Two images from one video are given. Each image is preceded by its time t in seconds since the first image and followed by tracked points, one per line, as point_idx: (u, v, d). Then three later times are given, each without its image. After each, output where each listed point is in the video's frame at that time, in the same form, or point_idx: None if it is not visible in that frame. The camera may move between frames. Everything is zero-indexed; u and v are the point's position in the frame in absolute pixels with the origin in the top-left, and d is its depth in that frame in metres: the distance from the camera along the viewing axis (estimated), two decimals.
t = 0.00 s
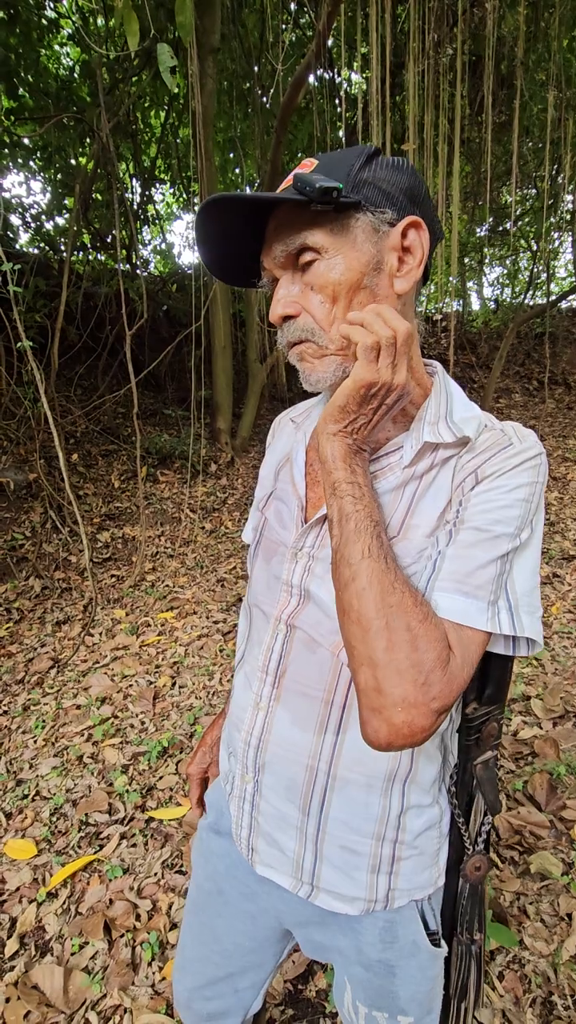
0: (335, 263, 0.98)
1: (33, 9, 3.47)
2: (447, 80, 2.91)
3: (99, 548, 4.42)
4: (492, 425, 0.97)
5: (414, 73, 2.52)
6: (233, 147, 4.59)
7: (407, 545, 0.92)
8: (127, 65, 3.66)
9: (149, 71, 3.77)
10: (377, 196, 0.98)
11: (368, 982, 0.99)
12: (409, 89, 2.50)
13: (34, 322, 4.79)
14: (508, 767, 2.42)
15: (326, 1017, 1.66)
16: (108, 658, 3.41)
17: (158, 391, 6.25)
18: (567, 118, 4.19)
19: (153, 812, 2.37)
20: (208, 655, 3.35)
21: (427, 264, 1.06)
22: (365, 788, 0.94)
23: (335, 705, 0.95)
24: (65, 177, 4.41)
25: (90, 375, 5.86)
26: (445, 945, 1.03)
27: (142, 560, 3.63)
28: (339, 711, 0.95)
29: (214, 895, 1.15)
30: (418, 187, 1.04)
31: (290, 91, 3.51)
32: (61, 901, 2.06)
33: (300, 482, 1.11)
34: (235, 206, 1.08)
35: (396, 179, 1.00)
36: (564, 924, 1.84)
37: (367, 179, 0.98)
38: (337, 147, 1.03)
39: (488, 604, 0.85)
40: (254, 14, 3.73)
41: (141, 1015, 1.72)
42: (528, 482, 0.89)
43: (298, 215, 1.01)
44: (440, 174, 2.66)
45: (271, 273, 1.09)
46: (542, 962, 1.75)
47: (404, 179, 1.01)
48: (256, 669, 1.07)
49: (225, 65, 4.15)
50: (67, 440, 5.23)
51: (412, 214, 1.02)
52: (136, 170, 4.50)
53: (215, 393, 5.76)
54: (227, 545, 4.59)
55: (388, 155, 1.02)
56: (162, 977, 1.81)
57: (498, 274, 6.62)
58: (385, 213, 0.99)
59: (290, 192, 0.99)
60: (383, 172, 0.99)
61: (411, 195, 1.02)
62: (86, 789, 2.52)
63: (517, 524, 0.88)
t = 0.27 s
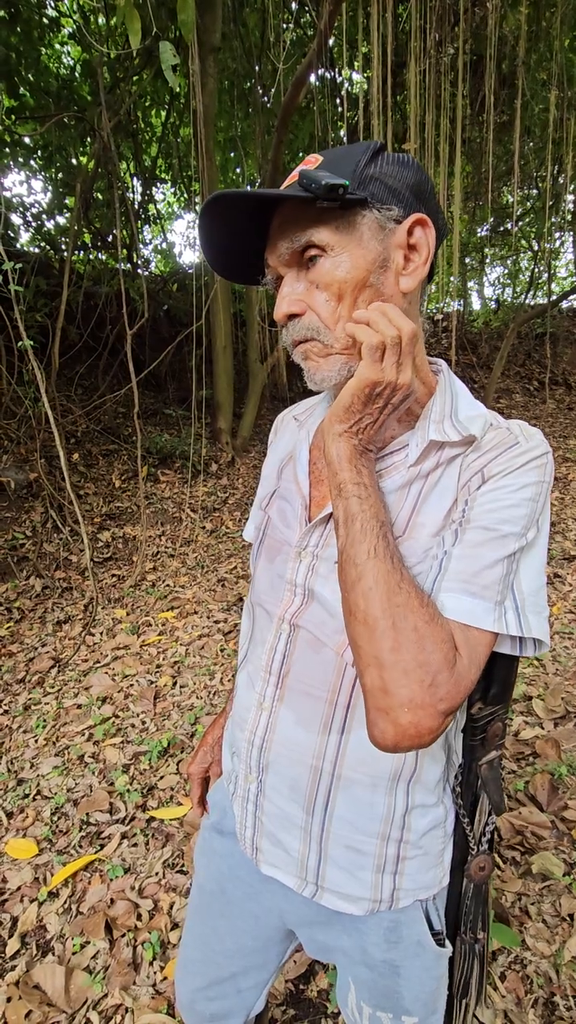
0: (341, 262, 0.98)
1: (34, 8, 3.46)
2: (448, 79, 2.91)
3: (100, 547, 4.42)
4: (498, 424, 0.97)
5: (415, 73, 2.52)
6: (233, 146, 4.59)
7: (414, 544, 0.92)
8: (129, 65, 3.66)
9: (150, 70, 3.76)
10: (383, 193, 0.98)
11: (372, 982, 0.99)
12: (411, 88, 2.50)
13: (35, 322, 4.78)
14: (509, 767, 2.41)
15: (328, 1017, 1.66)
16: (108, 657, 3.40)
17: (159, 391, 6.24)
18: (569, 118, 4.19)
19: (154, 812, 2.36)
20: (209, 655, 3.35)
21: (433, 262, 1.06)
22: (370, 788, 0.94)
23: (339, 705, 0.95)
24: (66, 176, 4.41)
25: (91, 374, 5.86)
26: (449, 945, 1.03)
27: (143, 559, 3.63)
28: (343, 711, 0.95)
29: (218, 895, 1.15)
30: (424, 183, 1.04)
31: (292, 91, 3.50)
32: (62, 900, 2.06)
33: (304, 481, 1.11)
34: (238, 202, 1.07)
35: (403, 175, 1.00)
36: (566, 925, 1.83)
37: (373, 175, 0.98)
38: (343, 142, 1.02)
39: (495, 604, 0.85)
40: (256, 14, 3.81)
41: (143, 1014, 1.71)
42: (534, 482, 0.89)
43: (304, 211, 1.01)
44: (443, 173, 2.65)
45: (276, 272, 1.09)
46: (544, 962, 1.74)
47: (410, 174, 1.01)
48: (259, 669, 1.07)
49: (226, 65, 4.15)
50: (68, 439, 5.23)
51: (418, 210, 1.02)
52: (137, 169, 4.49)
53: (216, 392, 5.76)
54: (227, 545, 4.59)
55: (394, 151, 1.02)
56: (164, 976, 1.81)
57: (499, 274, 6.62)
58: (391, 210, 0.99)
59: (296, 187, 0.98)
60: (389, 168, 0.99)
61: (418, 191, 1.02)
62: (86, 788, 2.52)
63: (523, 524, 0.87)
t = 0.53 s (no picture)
0: (339, 263, 0.98)
1: (35, 7, 3.46)
2: (448, 79, 2.91)
3: (100, 547, 4.42)
4: (496, 424, 0.98)
5: (416, 72, 2.51)
6: (234, 145, 4.59)
7: (412, 545, 0.92)
8: (129, 64, 3.65)
9: (151, 69, 3.76)
10: (381, 193, 0.98)
11: (371, 981, 0.99)
12: (412, 88, 2.49)
13: (36, 321, 4.78)
14: (508, 768, 2.42)
15: (327, 1017, 1.66)
16: (108, 657, 3.41)
17: (159, 390, 6.24)
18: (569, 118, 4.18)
19: (154, 812, 2.37)
20: (208, 655, 3.35)
21: (431, 261, 1.06)
22: (370, 787, 0.94)
23: (339, 704, 0.95)
24: (67, 176, 4.42)
25: (91, 374, 5.86)
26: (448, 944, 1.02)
27: (142, 559, 3.63)
28: (342, 711, 0.95)
29: (217, 894, 1.15)
30: (422, 183, 1.04)
31: (293, 90, 3.50)
32: (62, 900, 2.06)
33: (303, 481, 1.11)
34: (237, 203, 1.07)
35: (400, 175, 1.00)
36: (565, 925, 1.84)
37: (371, 176, 0.98)
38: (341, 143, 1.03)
39: (494, 605, 0.85)
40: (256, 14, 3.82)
41: (142, 1014, 1.72)
42: (533, 482, 0.89)
43: (302, 213, 1.01)
44: (443, 173, 2.65)
45: (274, 273, 1.09)
46: (542, 962, 1.75)
47: (408, 174, 1.01)
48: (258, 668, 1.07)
49: (227, 64, 4.15)
50: (68, 439, 5.23)
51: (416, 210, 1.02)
52: (138, 169, 4.49)
53: (217, 392, 5.76)
54: (227, 545, 4.59)
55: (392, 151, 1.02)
56: (163, 976, 1.81)
57: (500, 274, 6.61)
58: (389, 210, 0.99)
59: (293, 190, 0.99)
60: (386, 168, 0.99)
61: (416, 191, 1.02)
62: (86, 788, 2.52)
63: (522, 525, 0.88)
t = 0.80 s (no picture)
0: (337, 262, 0.98)
1: (37, 6, 3.46)
2: (450, 78, 2.91)
3: (102, 546, 4.42)
4: (495, 424, 0.98)
5: (417, 72, 2.51)
6: (236, 145, 4.60)
7: (411, 544, 0.92)
8: (131, 63, 3.65)
9: (153, 69, 3.76)
10: (377, 193, 0.98)
11: (372, 980, 0.99)
12: (415, 88, 2.49)
13: (37, 320, 4.78)
14: (510, 768, 2.41)
15: (327, 1016, 1.66)
16: (110, 656, 3.41)
17: (161, 389, 6.25)
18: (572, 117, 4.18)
19: (155, 810, 2.37)
20: (210, 654, 3.35)
21: (427, 261, 1.06)
22: (370, 786, 0.94)
23: (339, 703, 0.95)
24: (69, 175, 4.42)
25: (93, 373, 5.86)
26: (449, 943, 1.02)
27: (144, 558, 3.63)
28: (343, 709, 0.95)
29: (219, 892, 1.15)
30: (418, 184, 1.04)
31: (295, 90, 3.50)
32: (63, 898, 2.07)
33: (302, 481, 1.11)
34: (236, 203, 1.07)
35: (396, 176, 1.00)
36: (567, 925, 1.83)
37: (367, 177, 0.98)
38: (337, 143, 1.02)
39: (497, 609, 0.85)
40: (259, 14, 3.82)
41: (143, 1013, 1.72)
42: (532, 483, 0.89)
43: (299, 213, 1.01)
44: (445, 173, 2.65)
45: (271, 272, 1.09)
46: (543, 963, 1.75)
47: (403, 175, 1.01)
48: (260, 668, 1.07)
49: (229, 63, 4.15)
50: (70, 438, 5.23)
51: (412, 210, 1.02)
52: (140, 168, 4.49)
53: (218, 392, 5.77)
54: (229, 544, 4.59)
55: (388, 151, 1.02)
56: (164, 975, 1.81)
57: (502, 273, 6.60)
58: (385, 210, 0.99)
59: (290, 189, 0.98)
60: (382, 169, 0.99)
61: (411, 191, 1.02)
62: (87, 786, 2.52)
63: (523, 526, 0.87)
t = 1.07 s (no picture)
0: (338, 257, 0.98)
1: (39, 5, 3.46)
2: (452, 77, 2.91)
3: (103, 545, 4.43)
4: (492, 421, 0.95)
5: (419, 70, 2.50)
6: (237, 144, 4.60)
7: (411, 546, 0.92)
8: (133, 62, 3.66)
9: (155, 68, 3.77)
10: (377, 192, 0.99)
11: (374, 977, 0.99)
12: (417, 88, 2.49)
13: (39, 319, 4.79)
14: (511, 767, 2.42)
15: (329, 1014, 1.67)
16: (111, 654, 3.41)
17: (162, 389, 6.25)
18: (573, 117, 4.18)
19: (156, 809, 2.37)
20: (211, 653, 3.36)
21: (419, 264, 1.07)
22: (373, 784, 0.94)
23: (342, 701, 0.95)
24: (71, 174, 4.42)
25: (94, 372, 5.87)
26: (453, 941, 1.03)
27: (145, 557, 3.63)
28: (346, 707, 0.95)
29: (220, 890, 1.16)
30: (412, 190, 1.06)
31: (297, 89, 3.50)
32: (65, 896, 2.07)
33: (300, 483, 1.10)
34: (234, 195, 1.08)
35: (393, 179, 1.02)
36: (567, 925, 1.84)
37: (367, 177, 0.99)
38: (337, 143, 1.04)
39: (539, 630, 0.83)
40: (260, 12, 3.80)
41: (145, 1011, 1.72)
42: (536, 487, 0.88)
43: (301, 207, 1.01)
44: (447, 172, 2.65)
45: (268, 267, 1.08)
46: (545, 962, 1.75)
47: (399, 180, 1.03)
48: (262, 666, 1.07)
49: (230, 63, 4.15)
50: (72, 437, 5.24)
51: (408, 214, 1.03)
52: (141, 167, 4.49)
53: (219, 392, 5.77)
54: (230, 543, 4.60)
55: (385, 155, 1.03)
56: (165, 973, 1.81)
57: (503, 273, 6.60)
58: (384, 210, 1.00)
59: (293, 183, 0.99)
60: (380, 170, 1.01)
61: (405, 195, 1.04)
62: (89, 784, 2.53)
63: (539, 537, 0.85)
